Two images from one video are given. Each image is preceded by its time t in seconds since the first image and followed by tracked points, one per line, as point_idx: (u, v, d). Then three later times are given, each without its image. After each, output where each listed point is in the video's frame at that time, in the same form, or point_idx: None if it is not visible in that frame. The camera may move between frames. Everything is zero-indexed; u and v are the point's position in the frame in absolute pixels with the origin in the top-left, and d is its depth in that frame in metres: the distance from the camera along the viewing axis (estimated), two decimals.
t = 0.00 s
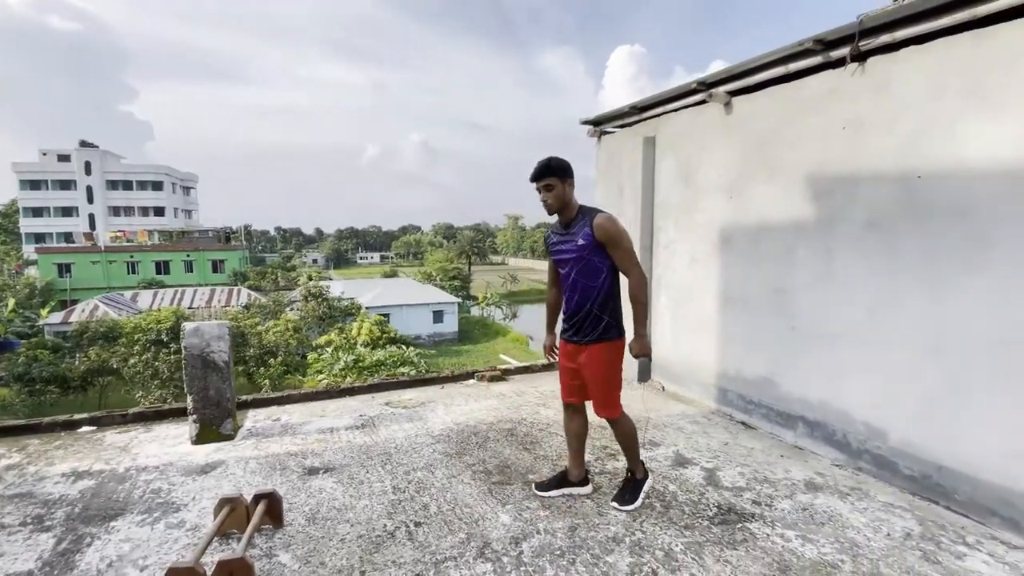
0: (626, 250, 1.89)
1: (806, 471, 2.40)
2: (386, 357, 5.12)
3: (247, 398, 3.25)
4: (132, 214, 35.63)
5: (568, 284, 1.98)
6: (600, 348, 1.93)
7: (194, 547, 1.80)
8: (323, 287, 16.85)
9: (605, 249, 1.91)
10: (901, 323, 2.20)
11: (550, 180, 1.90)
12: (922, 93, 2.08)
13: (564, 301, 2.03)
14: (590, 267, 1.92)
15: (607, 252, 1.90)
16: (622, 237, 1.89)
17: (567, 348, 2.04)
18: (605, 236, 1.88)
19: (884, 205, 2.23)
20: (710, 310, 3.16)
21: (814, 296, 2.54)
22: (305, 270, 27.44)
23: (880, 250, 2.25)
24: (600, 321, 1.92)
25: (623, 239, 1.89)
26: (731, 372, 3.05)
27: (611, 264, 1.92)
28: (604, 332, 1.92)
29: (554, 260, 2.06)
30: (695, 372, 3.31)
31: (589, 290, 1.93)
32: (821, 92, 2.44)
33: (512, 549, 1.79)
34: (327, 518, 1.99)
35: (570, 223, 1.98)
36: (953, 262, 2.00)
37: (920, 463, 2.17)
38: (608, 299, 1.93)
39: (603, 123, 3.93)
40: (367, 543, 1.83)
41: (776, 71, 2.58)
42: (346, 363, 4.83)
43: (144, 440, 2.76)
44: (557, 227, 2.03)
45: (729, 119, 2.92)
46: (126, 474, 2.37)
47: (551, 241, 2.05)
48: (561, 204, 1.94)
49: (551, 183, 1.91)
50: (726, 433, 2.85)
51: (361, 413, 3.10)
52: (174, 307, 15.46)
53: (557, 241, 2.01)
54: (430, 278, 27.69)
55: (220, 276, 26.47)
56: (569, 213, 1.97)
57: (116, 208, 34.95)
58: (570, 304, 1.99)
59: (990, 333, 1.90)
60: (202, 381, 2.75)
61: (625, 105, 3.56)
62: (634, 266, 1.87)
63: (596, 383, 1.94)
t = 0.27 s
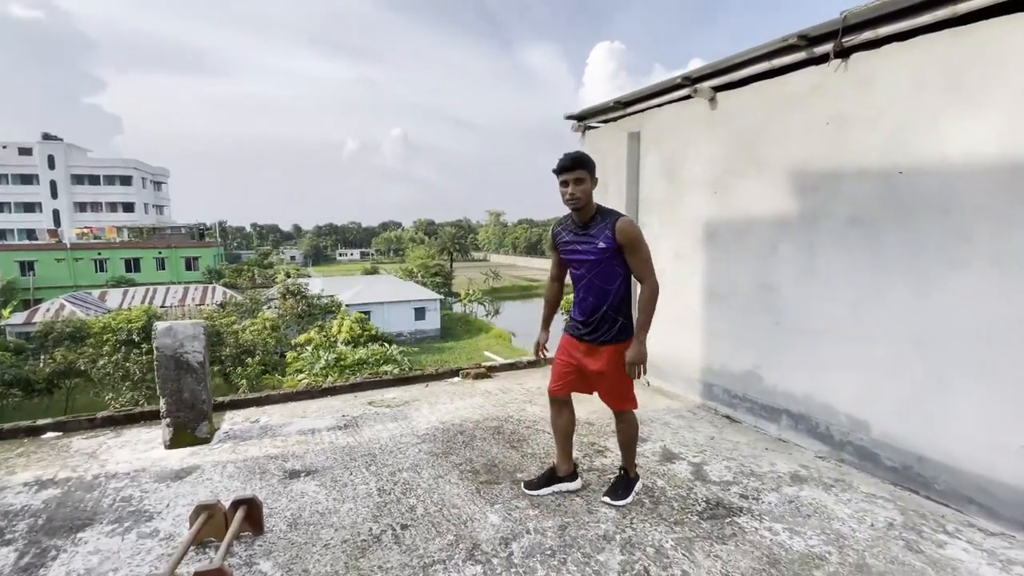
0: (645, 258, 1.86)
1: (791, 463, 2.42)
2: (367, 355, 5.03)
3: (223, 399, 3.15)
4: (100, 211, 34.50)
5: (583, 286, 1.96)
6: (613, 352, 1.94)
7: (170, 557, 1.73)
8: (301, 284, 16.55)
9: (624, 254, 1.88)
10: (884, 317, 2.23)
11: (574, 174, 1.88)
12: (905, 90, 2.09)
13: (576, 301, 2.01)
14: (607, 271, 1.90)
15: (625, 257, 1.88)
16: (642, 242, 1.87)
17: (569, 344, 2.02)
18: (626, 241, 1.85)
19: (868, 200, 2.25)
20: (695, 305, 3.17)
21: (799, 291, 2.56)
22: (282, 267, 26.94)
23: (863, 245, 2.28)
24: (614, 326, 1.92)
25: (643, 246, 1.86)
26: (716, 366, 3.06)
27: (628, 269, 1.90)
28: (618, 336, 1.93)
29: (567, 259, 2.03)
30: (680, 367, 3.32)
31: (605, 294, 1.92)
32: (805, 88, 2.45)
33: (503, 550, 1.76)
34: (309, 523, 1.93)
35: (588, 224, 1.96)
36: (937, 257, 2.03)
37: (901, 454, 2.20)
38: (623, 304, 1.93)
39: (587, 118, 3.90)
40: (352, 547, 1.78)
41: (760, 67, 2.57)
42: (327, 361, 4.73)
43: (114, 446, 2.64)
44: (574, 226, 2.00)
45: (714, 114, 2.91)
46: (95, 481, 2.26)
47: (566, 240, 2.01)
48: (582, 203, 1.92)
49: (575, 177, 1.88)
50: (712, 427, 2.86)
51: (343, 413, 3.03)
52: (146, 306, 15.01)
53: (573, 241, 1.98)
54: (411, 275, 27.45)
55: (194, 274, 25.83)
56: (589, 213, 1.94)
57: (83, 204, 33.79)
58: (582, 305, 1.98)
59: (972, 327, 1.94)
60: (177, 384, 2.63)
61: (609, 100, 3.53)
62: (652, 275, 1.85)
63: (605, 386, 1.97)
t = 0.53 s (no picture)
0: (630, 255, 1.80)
1: (781, 459, 2.40)
2: (352, 352, 4.93)
3: (201, 399, 3.05)
4: (76, 205, 33.62)
5: (572, 282, 1.92)
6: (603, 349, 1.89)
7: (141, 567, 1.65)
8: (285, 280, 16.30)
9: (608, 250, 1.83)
10: (874, 312, 2.20)
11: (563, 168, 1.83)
12: (898, 82, 2.06)
13: (565, 298, 1.96)
14: (596, 267, 1.86)
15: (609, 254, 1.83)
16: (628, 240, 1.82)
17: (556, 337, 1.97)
18: (612, 237, 1.79)
19: (858, 193, 2.22)
20: (684, 300, 3.14)
21: (788, 285, 2.53)
22: (266, 262, 26.53)
23: (853, 240, 2.25)
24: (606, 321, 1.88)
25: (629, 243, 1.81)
26: (705, 362, 3.04)
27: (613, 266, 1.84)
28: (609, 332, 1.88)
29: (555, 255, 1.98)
30: (669, 362, 3.29)
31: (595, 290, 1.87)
32: (796, 80, 2.41)
33: (492, 553, 1.71)
34: (290, 528, 1.86)
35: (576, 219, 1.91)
36: (927, 252, 2.01)
37: (890, 449, 2.19)
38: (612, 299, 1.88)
39: (576, 110, 3.84)
40: (335, 553, 1.71)
41: (752, 59, 2.53)
42: (311, 358, 4.63)
43: (84, 449, 2.52)
44: (562, 220, 1.96)
45: (704, 107, 2.87)
46: (63, 487, 2.16)
47: (554, 236, 1.97)
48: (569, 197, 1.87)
49: (563, 171, 1.83)
50: (702, 422, 2.84)
51: (326, 413, 2.95)
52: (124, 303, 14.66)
53: (561, 236, 1.94)
54: (397, 270, 27.23)
55: (174, 269, 25.32)
56: (577, 208, 1.90)
57: (58, 197, 32.89)
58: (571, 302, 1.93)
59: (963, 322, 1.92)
60: (150, 384, 2.51)
61: (599, 92, 3.47)
62: (632, 274, 1.78)
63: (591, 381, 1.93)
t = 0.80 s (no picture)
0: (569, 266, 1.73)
1: (770, 452, 2.41)
2: (338, 347, 4.85)
3: (182, 397, 2.96)
4: (52, 196, 32.74)
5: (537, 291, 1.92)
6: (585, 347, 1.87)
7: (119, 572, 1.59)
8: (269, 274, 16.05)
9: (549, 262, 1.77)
10: (860, 307, 2.20)
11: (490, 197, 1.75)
12: (885, 75, 2.04)
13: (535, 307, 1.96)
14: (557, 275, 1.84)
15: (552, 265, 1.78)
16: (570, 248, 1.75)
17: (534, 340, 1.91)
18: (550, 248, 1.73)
19: (845, 185, 2.21)
20: (674, 294, 3.13)
21: (777, 279, 2.52)
22: (250, 256, 26.12)
23: (841, 234, 2.24)
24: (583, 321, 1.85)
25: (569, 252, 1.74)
26: (695, 355, 3.03)
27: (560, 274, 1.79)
28: (589, 331, 1.86)
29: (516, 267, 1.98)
30: (659, 355, 3.28)
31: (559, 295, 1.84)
32: (788, 72, 2.40)
33: (483, 551, 1.69)
34: (276, 529, 1.81)
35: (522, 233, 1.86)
36: (914, 246, 2.00)
37: (876, 440, 2.19)
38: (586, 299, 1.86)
39: (565, 102, 3.79)
40: (322, 554, 1.67)
41: (743, 51, 2.51)
42: (297, 353, 4.55)
43: (57, 449, 2.38)
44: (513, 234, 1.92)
45: (696, 99, 2.85)
46: (36, 489, 2.08)
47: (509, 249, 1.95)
48: (507, 215, 1.81)
49: (491, 197, 1.75)
50: (691, 416, 2.84)
51: (312, 409, 2.89)
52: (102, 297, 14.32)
53: (514, 250, 1.92)
54: (384, 264, 27.01)
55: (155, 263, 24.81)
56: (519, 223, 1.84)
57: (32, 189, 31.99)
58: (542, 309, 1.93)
59: (947, 316, 1.91)
60: (127, 382, 2.40)
61: (589, 83, 3.43)
62: (563, 285, 1.71)
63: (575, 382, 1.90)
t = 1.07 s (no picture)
0: (496, 312, 1.69)
1: (760, 439, 2.45)
2: (325, 340, 4.79)
3: (167, 392, 2.90)
4: (20, 187, 31.64)
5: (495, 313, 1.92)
6: (557, 338, 1.90)
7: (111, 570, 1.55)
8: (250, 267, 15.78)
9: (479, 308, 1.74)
10: (849, 296, 2.25)
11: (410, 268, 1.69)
12: (877, 67, 2.08)
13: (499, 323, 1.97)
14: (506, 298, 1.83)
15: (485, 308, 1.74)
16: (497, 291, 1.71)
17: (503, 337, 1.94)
18: (472, 299, 1.70)
19: (836, 177, 2.25)
20: (664, 285, 3.15)
21: (767, 270, 2.56)
22: (229, 248, 25.63)
23: (830, 225, 2.28)
24: (549, 316, 1.86)
25: (494, 297, 1.70)
26: (685, 345, 3.06)
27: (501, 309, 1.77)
28: (557, 324, 1.89)
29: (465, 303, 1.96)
30: (649, 346, 3.31)
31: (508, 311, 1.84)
32: (779, 64, 2.42)
33: (483, 541, 1.69)
34: (271, 523, 1.79)
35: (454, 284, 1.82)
36: (902, 236, 2.05)
37: (863, 426, 2.25)
38: (543, 297, 1.85)
39: (555, 93, 3.78)
40: (320, 548, 1.66)
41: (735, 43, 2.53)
42: (284, 347, 4.48)
43: (38, 447, 2.31)
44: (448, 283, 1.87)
45: (687, 91, 2.87)
46: (18, 488, 2.01)
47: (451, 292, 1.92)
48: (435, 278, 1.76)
49: (413, 270, 1.71)
50: (682, 405, 2.87)
51: (303, 403, 2.86)
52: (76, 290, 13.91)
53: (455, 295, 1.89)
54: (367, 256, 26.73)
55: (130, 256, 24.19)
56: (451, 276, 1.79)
57: None
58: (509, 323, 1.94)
59: (933, 305, 1.97)
60: (110, 377, 2.33)
61: (579, 74, 3.42)
62: (491, 331, 1.67)
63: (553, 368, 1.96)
